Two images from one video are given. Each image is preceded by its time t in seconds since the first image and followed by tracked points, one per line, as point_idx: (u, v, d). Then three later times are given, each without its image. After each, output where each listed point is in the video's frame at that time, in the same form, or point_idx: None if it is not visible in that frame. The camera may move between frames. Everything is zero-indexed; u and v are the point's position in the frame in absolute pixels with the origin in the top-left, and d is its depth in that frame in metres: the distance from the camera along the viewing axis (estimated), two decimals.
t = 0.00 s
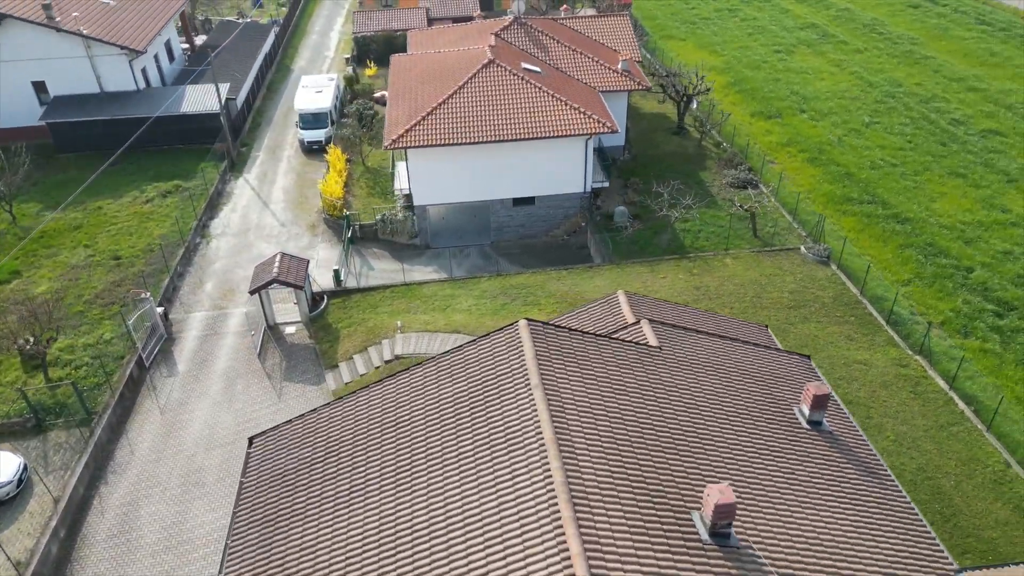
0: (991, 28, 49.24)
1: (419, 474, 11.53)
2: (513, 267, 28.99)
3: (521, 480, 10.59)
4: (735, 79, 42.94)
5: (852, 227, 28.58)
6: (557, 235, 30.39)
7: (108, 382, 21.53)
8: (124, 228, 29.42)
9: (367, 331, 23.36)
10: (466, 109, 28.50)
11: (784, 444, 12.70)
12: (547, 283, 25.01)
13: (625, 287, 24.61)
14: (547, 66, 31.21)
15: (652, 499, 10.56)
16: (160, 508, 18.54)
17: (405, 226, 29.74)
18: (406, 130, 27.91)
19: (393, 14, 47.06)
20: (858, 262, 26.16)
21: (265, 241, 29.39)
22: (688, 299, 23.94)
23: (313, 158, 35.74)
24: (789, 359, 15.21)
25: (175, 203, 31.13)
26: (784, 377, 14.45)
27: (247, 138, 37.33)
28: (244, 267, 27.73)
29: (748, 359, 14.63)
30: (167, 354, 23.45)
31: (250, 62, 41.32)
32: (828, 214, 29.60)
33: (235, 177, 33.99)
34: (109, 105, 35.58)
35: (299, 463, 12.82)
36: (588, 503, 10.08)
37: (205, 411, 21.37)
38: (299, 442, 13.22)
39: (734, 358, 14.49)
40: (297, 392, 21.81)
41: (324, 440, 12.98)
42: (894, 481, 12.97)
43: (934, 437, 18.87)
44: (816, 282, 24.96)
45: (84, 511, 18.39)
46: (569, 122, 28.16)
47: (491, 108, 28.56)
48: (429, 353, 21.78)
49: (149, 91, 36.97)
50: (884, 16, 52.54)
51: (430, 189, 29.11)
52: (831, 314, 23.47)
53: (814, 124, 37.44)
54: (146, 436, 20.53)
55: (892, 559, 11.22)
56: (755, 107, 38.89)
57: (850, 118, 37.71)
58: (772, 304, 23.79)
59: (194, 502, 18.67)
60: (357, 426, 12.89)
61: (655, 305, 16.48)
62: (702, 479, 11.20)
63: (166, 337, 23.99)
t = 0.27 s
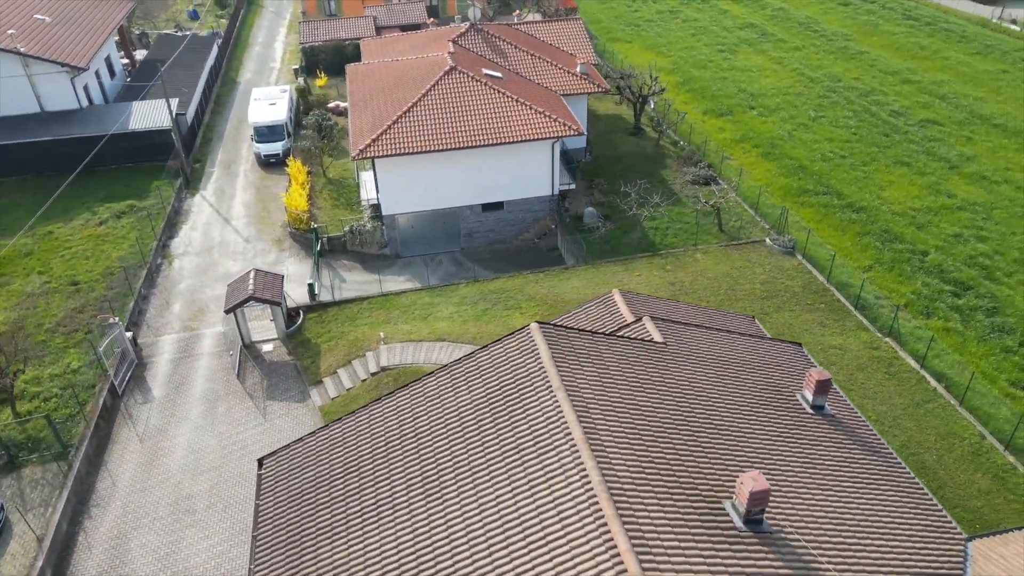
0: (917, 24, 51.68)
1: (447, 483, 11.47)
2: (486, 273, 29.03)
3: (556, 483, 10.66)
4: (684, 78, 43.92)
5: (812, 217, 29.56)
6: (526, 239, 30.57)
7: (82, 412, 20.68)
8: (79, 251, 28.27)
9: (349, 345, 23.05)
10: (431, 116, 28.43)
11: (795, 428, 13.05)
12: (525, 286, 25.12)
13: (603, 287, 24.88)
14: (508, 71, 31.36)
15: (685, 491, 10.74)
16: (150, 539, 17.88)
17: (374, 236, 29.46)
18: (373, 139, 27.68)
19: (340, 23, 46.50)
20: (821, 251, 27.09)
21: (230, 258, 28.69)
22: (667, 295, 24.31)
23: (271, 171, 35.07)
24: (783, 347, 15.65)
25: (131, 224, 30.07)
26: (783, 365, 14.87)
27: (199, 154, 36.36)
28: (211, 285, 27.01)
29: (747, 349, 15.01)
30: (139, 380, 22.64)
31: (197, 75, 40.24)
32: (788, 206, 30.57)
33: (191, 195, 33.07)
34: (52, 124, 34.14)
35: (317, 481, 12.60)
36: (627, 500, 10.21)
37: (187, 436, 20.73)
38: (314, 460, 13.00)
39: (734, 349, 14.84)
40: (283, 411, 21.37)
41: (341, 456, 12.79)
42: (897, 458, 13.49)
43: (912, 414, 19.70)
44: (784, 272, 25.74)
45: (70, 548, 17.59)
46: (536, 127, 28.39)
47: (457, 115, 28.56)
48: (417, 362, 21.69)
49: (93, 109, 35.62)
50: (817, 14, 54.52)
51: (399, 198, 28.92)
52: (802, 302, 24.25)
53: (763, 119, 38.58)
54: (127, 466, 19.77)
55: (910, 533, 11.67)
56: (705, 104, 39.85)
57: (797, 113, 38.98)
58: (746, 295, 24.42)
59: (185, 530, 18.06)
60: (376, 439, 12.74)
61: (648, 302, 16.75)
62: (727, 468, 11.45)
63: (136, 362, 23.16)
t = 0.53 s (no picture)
0: (848, 20, 53.81)
1: (477, 491, 11.45)
2: (460, 279, 28.97)
3: (591, 482, 10.77)
4: (634, 78, 44.66)
5: (772, 209, 30.45)
6: (496, 243, 30.62)
7: (57, 446, 19.78)
8: (33, 278, 26.99)
9: (331, 359, 22.68)
10: (397, 123, 28.24)
11: (803, 413, 13.47)
12: (504, 291, 25.19)
13: (581, 287, 25.13)
14: (469, 77, 31.36)
15: (714, 481, 10.97)
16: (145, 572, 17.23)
17: (343, 248, 29.06)
18: (339, 150, 27.29)
19: (285, 33, 45.64)
20: (785, 242, 27.94)
21: (194, 278, 27.88)
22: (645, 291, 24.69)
23: (228, 186, 34.22)
24: (776, 335, 16.11)
25: (85, 247, 28.89)
26: (780, 353, 15.31)
27: (149, 172, 35.19)
28: (178, 306, 26.18)
29: (744, 340, 15.42)
30: (113, 408, 21.78)
31: (140, 91, 38.94)
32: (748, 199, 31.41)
33: (146, 214, 31.99)
34: None
35: (339, 498, 12.42)
36: (664, 493, 10.38)
37: (171, 463, 20.05)
38: (332, 478, 12.82)
39: (733, 340, 15.22)
40: (269, 431, 20.89)
41: (361, 472, 12.64)
42: (896, 436, 14.05)
43: (889, 394, 20.54)
44: (753, 264, 26.46)
45: None
46: (502, 132, 28.50)
47: (422, 121, 28.46)
48: (404, 373, 21.55)
49: (33, 129, 34.08)
50: (754, 13, 56.20)
51: (367, 208, 28.60)
52: (773, 292, 24.98)
53: (715, 116, 39.54)
54: (110, 499, 18.98)
55: (921, 506, 12.18)
56: (657, 103, 40.60)
57: (746, 109, 40.11)
58: (720, 288, 25.02)
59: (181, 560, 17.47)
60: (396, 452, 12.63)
61: (642, 299, 17.02)
62: (749, 456, 11.74)
63: (107, 390, 22.27)
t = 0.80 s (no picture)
0: (784, 18, 55.58)
1: (508, 495, 11.45)
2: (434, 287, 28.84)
3: (624, 478, 10.90)
4: (586, 80, 45.15)
5: (734, 203, 31.17)
6: (467, 249, 30.58)
7: (34, 483, 18.90)
8: None
9: (315, 375, 22.29)
10: (363, 133, 27.98)
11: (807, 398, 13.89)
12: (484, 296, 25.20)
13: (560, 288, 25.31)
14: (430, 84, 31.27)
15: (741, 469, 11.23)
16: None
17: (313, 261, 28.59)
18: (306, 162, 26.85)
19: (230, 45, 44.59)
20: (751, 235, 28.70)
21: (160, 299, 27.00)
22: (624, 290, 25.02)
23: (185, 204, 33.25)
24: (768, 326, 16.57)
25: (40, 273, 27.66)
26: (775, 342, 15.76)
27: (100, 193, 33.91)
28: (147, 330, 25.31)
29: (741, 332, 15.81)
30: (88, 439, 20.93)
31: (83, 109, 37.48)
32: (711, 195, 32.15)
33: (100, 237, 30.82)
34: None
35: (363, 514, 12.24)
36: (698, 484, 10.58)
37: (157, 491, 19.38)
38: (352, 495, 12.64)
39: (730, 333, 15.60)
40: (258, 451, 20.41)
41: (382, 486, 12.49)
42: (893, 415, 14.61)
43: (866, 376, 21.32)
44: (724, 258, 27.10)
45: None
46: (470, 137, 28.52)
47: (389, 130, 28.27)
48: (393, 384, 21.37)
49: None
50: (694, 14, 57.51)
51: (336, 220, 28.21)
52: (746, 284, 25.63)
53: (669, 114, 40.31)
54: (96, 533, 18.20)
55: (929, 479, 12.68)
56: (612, 104, 41.16)
57: (698, 107, 41.01)
58: (695, 283, 25.56)
59: None
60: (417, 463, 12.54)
61: (636, 297, 17.26)
62: (768, 442, 12.04)
63: (80, 421, 21.37)
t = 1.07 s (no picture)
0: (724, 18, 57.05)
1: (540, 498, 11.52)
2: (409, 296, 28.64)
3: (657, 473, 11.12)
4: (539, 84, 45.47)
5: (697, 199, 31.81)
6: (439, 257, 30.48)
7: (14, 521, 18.02)
8: None
9: (301, 391, 21.88)
10: (329, 144, 27.61)
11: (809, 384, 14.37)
12: (464, 302, 25.18)
13: (540, 290, 25.47)
14: (393, 93, 31.09)
15: (766, 456, 11.57)
16: None
17: (284, 275, 28.04)
18: (274, 175, 26.34)
19: (173, 59, 43.29)
20: (717, 230, 29.39)
21: (125, 322, 26.05)
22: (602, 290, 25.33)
23: (141, 224, 32.12)
24: (758, 316, 17.06)
25: None
26: (769, 331, 16.23)
27: (48, 216, 32.50)
28: (115, 355, 24.37)
29: (736, 323, 16.23)
30: (66, 472, 20.05)
31: (23, 129, 35.87)
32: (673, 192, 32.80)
33: (54, 261, 29.54)
34: None
35: (390, 527, 12.13)
36: (730, 475, 10.87)
37: (146, 520, 18.69)
38: (376, 508, 12.50)
39: (726, 325, 16.00)
40: (249, 473, 19.92)
41: (407, 497, 12.40)
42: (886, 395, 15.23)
43: (843, 360, 22.10)
44: (695, 253, 27.69)
45: None
46: (438, 145, 28.46)
47: (356, 140, 27.97)
48: (383, 395, 21.16)
49: None
50: (637, 16, 58.51)
51: (307, 233, 27.76)
52: (718, 278, 26.24)
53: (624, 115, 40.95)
54: (85, 569, 17.46)
55: (931, 454, 13.28)
56: (568, 107, 41.57)
57: (651, 107, 41.76)
58: (670, 279, 26.05)
59: None
60: (442, 472, 12.50)
61: (628, 295, 17.52)
62: (784, 429, 12.42)
63: (55, 454, 20.46)
